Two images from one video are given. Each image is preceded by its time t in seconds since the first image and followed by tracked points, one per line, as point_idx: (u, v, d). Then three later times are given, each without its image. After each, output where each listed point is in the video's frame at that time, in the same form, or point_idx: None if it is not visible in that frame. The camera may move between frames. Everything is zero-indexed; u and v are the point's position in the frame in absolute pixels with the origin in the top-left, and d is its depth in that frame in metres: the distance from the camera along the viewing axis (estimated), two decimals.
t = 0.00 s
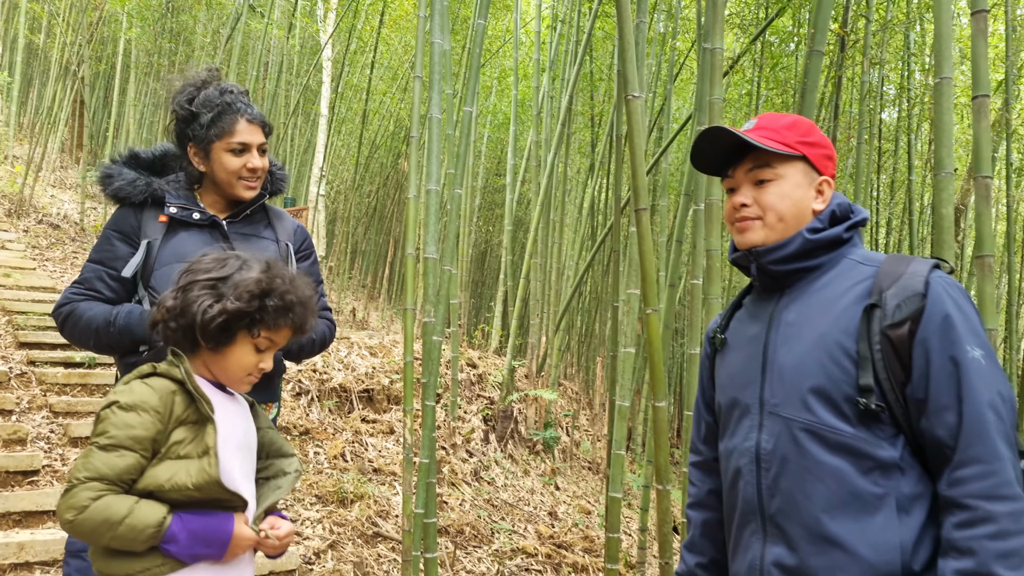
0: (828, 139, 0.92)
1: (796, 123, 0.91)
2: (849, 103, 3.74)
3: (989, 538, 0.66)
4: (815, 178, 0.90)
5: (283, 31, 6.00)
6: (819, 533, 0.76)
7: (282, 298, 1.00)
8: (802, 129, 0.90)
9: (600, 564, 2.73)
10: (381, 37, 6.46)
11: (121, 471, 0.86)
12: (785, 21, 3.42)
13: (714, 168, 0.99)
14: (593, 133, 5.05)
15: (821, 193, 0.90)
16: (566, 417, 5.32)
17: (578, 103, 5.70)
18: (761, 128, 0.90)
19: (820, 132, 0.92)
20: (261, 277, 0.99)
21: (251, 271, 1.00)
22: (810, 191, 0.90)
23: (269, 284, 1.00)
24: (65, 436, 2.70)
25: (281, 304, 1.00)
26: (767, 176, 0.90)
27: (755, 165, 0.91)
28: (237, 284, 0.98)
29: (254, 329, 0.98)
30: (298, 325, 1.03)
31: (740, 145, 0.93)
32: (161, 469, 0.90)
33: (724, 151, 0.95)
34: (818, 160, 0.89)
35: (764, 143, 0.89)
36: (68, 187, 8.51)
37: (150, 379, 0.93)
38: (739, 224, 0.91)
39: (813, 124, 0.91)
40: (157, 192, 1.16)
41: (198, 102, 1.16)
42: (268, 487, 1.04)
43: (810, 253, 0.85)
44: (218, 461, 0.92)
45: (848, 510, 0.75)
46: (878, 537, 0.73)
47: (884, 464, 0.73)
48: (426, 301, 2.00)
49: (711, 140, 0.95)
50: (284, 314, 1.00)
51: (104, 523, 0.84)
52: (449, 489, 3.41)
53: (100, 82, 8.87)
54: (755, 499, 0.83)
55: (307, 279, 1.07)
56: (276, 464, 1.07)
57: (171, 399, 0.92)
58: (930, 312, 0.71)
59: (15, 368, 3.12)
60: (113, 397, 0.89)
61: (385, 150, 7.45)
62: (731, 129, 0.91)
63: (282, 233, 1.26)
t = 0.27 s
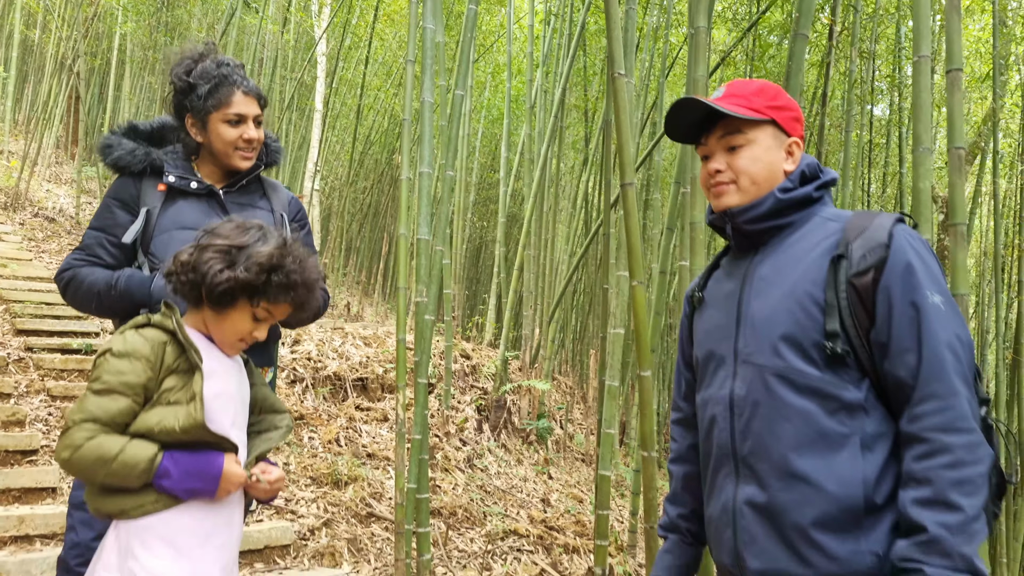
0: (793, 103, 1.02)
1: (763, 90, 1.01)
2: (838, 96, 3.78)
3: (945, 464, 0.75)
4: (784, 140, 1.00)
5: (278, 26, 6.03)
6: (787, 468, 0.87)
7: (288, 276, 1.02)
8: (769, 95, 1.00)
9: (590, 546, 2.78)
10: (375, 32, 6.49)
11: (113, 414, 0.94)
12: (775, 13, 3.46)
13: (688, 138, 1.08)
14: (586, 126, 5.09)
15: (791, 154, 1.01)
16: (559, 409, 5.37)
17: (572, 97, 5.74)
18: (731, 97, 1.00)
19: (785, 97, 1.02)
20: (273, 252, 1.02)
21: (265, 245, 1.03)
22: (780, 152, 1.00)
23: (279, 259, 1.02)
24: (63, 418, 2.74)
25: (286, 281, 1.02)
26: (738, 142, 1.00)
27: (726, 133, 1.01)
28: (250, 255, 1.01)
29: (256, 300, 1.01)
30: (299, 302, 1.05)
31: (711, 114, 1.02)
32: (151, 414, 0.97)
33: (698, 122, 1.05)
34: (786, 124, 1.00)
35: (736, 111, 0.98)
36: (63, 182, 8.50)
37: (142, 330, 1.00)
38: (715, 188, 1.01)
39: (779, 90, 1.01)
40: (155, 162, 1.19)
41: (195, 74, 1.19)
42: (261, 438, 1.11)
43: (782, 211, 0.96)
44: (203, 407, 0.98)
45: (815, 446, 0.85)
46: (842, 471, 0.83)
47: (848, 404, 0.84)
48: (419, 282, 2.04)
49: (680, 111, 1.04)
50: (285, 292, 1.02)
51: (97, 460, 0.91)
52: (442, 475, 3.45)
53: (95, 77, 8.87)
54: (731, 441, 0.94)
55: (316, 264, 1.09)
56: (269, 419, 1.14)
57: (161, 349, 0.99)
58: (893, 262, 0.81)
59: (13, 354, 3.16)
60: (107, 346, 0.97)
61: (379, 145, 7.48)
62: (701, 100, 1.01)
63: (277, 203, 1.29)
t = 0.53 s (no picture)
0: (777, 85, 1.05)
1: (747, 73, 1.03)
2: (832, 90, 3.81)
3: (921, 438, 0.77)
4: (768, 123, 1.03)
5: (276, 20, 6.06)
6: (769, 443, 0.89)
7: (283, 260, 1.04)
8: (752, 78, 1.02)
9: (584, 536, 2.81)
10: (373, 27, 6.50)
11: (110, 389, 0.96)
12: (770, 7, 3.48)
13: (675, 122, 1.11)
14: (582, 121, 5.11)
15: (774, 137, 1.03)
16: (555, 403, 5.40)
17: (567, 92, 5.77)
18: (715, 81, 1.02)
19: (769, 80, 1.04)
20: (269, 236, 1.04)
21: (262, 229, 1.04)
22: (764, 135, 1.03)
23: (275, 244, 1.04)
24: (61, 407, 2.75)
25: (281, 265, 1.04)
26: (722, 126, 1.03)
27: (711, 117, 1.04)
28: (246, 239, 1.02)
29: (251, 283, 1.03)
30: (294, 287, 1.07)
31: (696, 98, 1.05)
32: (148, 389, 0.99)
33: (685, 106, 1.07)
34: (769, 107, 1.02)
35: (720, 95, 1.01)
36: (61, 176, 8.51)
37: (141, 309, 1.02)
38: (700, 172, 1.04)
39: (763, 73, 1.04)
40: (151, 147, 1.21)
41: (189, 60, 1.21)
42: (256, 417, 1.13)
43: (766, 193, 0.99)
44: (198, 383, 1.00)
45: (796, 422, 0.87)
46: (823, 446, 0.85)
47: (830, 381, 0.86)
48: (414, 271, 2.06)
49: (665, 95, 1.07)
50: (280, 276, 1.04)
51: (94, 433, 0.93)
52: (438, 466, 3.48)
53: (93, 72, 8.87)
54: (715, 419, 0.97)
55: (312, 249, 1.11)
56: (264, 400, 1.16)
57: (159, 327, 1.01)
58: (873, 241, 0.84)
59: (11, 345, 3.17)
60: (106, 323, 0.99)
61: (376, 140, 7.50)
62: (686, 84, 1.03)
63: (272, 189, 1.31)
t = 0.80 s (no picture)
0: (771, 84, 1.05)
1: (741, 71, 1.04)
2: (832, 83, 3.80)
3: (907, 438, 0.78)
4: (760, 121, 1.03)
5: (277, 15, 6.08)
6: (757, 441, 0.90)
7: (281, 261, 1.05)
8: (747, 76, 1.03)
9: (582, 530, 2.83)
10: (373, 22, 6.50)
11: (111, 386, 0.97)
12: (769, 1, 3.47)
13: (668, 117, 1.11)
14: (582, 115, 5.11)
15: (767, 135, 1.04)
16: (555, 397, 5.41)
17: (567, 86, 5.78)
18: (709, 78, 1.03)
19: (763, 78, 1.05)
20: (268, 237, 1.05)
21: (261, 230, 1.05)
22: (756, 133, 1.03)
23: (274, 245, 1.05)
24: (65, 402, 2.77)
25: (280, 267, 1.05)
26: (715, 123, 1.04)
27: (704, 113, 1.05)
28: (244, 240, 1.03)
29: (250, 284, 1.04)
30: (293, 288, 1.08)
31: (690, 94, 1.06)
32: (148, 387, 1.00)
33: (679, 102, 1.08)
34: (762, 105, 1.03)
35: (714, 91, 1.02)
36: (64, 172, 8.54)
37: (142, 307, 1.03)
38: (692, 169, 1.05)
39: (758, 71, 1.04)
40: (148, 146, 1.21)
41: (184, 60, 1.22)
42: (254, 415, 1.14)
43: (758, 192, 0.99)
44: (198, 381, 1.01)
45: (784, 420, 0.88)
46: (811, 444, 0.86)
47: (819, 379, 0.87)
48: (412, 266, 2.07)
49: (659, 91, 1.08)
50: (279, 277, 1.05)
51: (95, 430, 0.94)
52: (438, 460, 3.50)
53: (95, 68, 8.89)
54: (705, 417, 0.97)
55: (311, 249, 1.12)
56: (263, 397, 1.17)
57: (160, 326, 1.02)
58: (863, 240, 0.85)
59: (16, 340, 3.20)
60: (108, 321, 1.00)
61: (377, 134, 7.50)
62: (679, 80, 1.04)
63: (268, 186, 1.32)
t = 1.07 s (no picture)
0: (779, 87, 1.03)
1: (749, 72, 1.01)
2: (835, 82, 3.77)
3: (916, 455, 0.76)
4: (763, 124, 1.01)
5: (278, 14, 6.07)
6: (759, 455, 0.88)
7: (281, 272, 1.03)
8: (753, 77, 1.01)
9: (583, 533, 2.81)
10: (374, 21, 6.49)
11: (106, 397, 0.95)
12: None
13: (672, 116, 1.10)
14: (583, 114, 5.09)
15: (770, 140, 1.01)
16: (556, 397, 5.40)
17: (568, 85, 5.76)
18: (714, 77, 1.01)
19: (771, 81, 1.02)
20: (268, 248, 1.03)
21: (261, 240, 1.03)
22: (758, 136, 1.01)
23: (273, 256, 1.03)
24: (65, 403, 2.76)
25: (279, 278, 1.03)
26: (716, 123, 1.02)
27: (707, 113, 1.03)
28: (243, 250, 1.02)
29: (248, 295, 1.03)
30: (291, 299, 1.07)
31: (694, 93, 1.04)
32: (144, 397, 0.98)
33: (683, 101, 1.06)
34: (766, 108, 1.00)
35: (716, 91, 1.00)
36: (67, 171, 8.55)
37: (139, 314, 1.01)
38: (691, 170, 1.04)
39: (765, 72, 1.02)
40: (141, 150, 1.20)
41: (176, 64, 1.20)
42: (252, 425, 1.12)
43: (760, 196, 0.97)
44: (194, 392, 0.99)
45: (787, 433, 0.86)
46: (814, 460, 0.84)
47: (823, 393, 0.85)
48: (410, 269, 2.05)
49: (663, 87, 1.06)
50: (278, 287, 1.04)
51: (89, 441, 0.93)
52: (438, 462, 3.48)
53: (97, 68, 8.90)
54: (706, 430, 0.96)
55: (311, 260, 1.11)
56: (262, 406, 1.15)
57: (157, 334, 1.00)
58: (870, 248, 0.83)
59: (16, 341, 3.19)
60: (105, 329, 0.98)
61: (378, 134, 7.49)
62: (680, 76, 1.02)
63: (262, 190, 1.31)
